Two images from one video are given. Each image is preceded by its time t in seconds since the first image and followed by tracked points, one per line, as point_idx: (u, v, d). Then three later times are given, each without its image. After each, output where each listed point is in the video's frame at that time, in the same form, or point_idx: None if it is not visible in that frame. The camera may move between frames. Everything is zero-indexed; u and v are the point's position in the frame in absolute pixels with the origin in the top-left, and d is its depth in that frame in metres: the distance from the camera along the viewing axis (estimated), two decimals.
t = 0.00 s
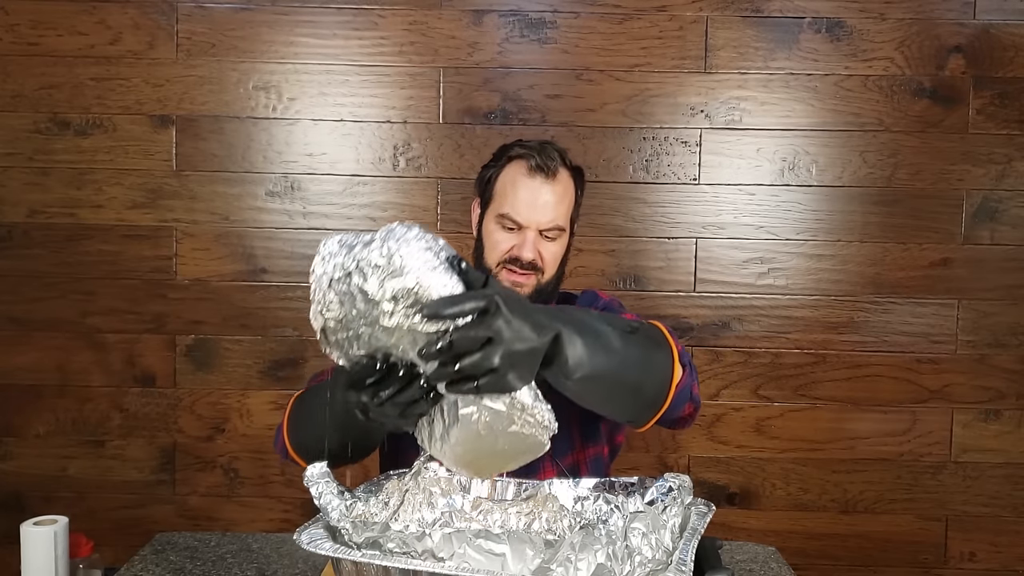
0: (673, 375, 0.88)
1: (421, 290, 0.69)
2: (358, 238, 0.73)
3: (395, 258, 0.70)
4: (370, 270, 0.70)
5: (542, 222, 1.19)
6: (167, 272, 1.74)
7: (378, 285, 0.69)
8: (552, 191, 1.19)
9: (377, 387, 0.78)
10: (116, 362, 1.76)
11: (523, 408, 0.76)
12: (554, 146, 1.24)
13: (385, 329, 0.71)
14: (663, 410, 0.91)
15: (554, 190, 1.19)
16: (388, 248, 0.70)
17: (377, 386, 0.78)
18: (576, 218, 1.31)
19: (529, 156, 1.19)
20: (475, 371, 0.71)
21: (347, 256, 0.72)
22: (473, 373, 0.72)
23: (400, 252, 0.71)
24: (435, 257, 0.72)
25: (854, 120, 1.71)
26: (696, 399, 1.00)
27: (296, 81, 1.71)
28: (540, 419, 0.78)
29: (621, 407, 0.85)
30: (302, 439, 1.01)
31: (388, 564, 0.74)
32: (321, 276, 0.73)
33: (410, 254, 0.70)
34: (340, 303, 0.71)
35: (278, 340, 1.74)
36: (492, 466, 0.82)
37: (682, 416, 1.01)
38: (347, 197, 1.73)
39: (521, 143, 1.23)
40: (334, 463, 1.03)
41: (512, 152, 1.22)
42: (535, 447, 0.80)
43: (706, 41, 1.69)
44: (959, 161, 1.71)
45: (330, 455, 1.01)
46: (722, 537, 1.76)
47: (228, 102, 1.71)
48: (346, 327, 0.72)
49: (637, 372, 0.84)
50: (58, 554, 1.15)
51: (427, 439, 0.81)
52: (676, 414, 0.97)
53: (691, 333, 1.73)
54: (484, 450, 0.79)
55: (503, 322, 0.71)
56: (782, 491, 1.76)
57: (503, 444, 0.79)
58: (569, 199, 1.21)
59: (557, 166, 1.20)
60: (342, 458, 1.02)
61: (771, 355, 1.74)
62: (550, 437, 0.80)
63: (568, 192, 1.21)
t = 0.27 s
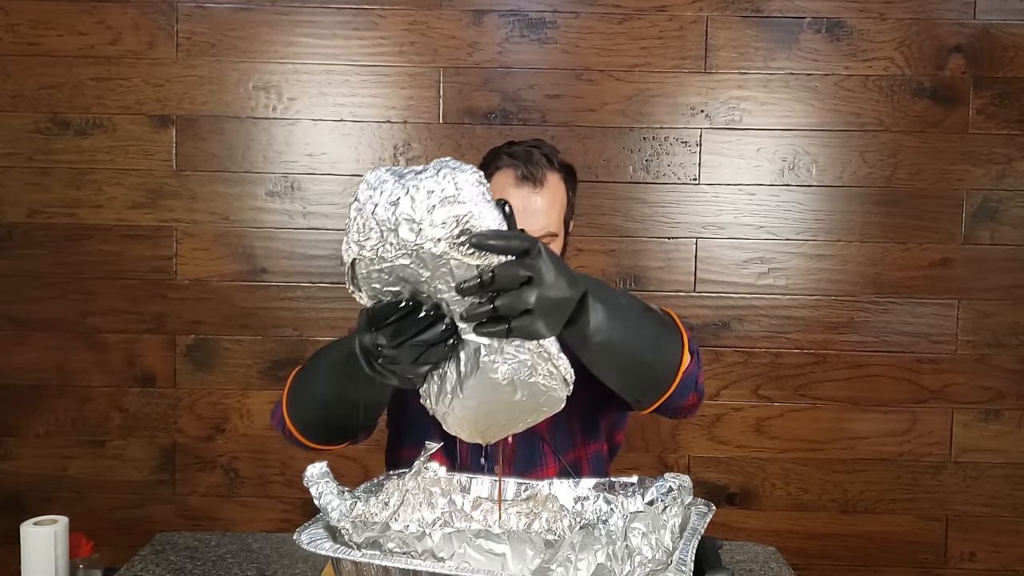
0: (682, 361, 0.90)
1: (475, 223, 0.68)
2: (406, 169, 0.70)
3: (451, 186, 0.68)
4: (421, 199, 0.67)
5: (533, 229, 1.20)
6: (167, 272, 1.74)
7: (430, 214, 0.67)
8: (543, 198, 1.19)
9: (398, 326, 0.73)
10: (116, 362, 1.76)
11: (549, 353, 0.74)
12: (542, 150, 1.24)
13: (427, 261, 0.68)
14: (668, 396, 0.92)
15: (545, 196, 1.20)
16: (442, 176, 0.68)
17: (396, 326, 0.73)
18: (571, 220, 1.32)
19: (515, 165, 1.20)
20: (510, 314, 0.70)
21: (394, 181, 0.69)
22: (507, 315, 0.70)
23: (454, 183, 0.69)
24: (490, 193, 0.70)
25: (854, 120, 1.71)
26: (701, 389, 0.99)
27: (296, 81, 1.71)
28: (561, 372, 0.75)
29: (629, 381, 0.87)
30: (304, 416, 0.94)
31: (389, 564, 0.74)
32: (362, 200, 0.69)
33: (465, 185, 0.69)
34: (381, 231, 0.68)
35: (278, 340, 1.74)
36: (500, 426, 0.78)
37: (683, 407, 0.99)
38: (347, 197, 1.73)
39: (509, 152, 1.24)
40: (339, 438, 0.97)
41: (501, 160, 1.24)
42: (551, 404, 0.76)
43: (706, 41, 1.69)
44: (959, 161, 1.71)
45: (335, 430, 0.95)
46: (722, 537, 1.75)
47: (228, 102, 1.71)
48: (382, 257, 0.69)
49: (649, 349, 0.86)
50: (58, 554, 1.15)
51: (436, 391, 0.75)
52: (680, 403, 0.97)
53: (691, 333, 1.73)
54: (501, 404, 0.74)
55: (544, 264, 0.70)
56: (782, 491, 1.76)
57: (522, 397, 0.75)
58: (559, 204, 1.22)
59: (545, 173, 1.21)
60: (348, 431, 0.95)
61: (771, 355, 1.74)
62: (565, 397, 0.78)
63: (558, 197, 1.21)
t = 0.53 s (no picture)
0: (686, 360, 0.90)
1: (491, 220, 0.69)
2: (423, 165, 0.72)
3: (468, 183, 0.69)
4: (439, 195, 0.69)
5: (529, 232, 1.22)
6: (167, 272, 1.74)
7: (447, 210, 0.68)
8: (539, 199, 1.21)
9: (408, 324, 0.73)
10: (116, 362, 1.76)
11: (562, 352, 0.75)
12: (537, 151, 1.24)
13: (442, 258, 0.69)
14: (671, 396, 0.92)
15: (542, 197, 1.21)
16: (459, 173, 0.69)
17: (407, 323, 0.73)
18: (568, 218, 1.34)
19: (513, 167, 1.19)
20: (525, 312, 0.70)
21: (411, 177, 0.70)
22: (522, 315, 0.71)
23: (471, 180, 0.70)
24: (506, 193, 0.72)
25: (854, 120, 1.71)
26: (703, 388, 1.00)
27: (296, 81, 1.71)
28: (572, 373, 0.76)
29: (632, 380, 0.88)
30: (307, 413, 0.94)
31: (388, 564, 0.74)
32: (377, 196, 0.70)
33: (482, 183, 0.70)
34: (397, 226, 0.69)
35: (278, 340, 1.74)
36: (508, 428, 0.77)
37: (685, 406, 0.99)
38: (347, 197, 1.72)
39: (505, 152, 1.23)
40: (340, 436, 0.97)
41: (497, 161, 1.22)
42: (560, 406, 0.76)
43: (706, 41, 1.69)
44: (959, 161, 1.71)
45: (337, 427, 0.95)
46: (722, 537, 1.75)
47: (228, 102, 1.71)
48: (397, 253, 0.70)
49: (655, 350, 0.86)
50: (58, 554, 1.15)
51: (444, 391, 0.75)
52: (681, 403, 0.97)
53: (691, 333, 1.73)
54: (512, 404, 0.74)
55: (560, 263, 0.71)
56: (782, 492, 1.76)
57: (533, 398, 0.74)
58: (555, 206, 1.23)
59: (541, 174, 1.21)
60: (350, 428, 0.95)
61: (771, 355, 1.74)
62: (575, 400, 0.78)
63: (553, 200, 1.23)
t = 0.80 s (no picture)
0: (681, 368, 0.91)
1: (482, 231, 0.69)
2: (414, 174, 0.72)
3: (459, 192, 0.69)
4: (429, 204, 0.68)
5: (528, 229, 1.20)
6: (166, 272, 1.74)
7: (437, 220, 0.68)
8: (536, 197, 1.20)
9: (398, 334, 0.74)
10: (116, 362, 1.76)
11: (554, 365, 0.75)
12: (534, 149, 1.24)
13: (432, 268, 0.69)
14: (667, 405, 0.93)
15: (539, 195, 1.20)
16: (450, 183, 0.69)
17: (397, 334, 0.74)
18: (565, 221, 1.33)
19: (509, 165, 1.21)
20: (515, 324, 0.71)
21: (402, 186, 0.69)
22: (512, 325, 0.71)
23: (462, 189, 0.70)
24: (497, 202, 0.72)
25: (854, 120, 1.71)
26: (698, 393, 0.99)
27: (296, 81, 1.71)
28: (564, 387, 0.76)
29: (629, 390, 0.88)
30: (305, 418, 0.94)
31: (388, 564, 0.74)
32: (369, 204, 0.70)
33: (473, 193, 0.70)
34: (387, 235, 0.69)
35: (278, 340, 1.74)
36: (500, 441, 0.77)
37: (682, 414, 0.99)
38: (347, 197, 1.72)
39: (501, 152, 1.24)
40: (337, 442, 0.97)
41: (495, 159, 1.23)
42: (552, 419, 0.76)
43: (706, 41, 1.69)
44: (960, 161, 1.71)
45: (335, 433, 0.95)
46: (723, 537, 1.75)
47: (228, 102, 1.71)
48: (388, 262, 0.69)
49: (650, 360, 0.87)
50: (58, 554, 1.15)
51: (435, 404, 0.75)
52: (676, 411, 0.96)
53: (691, 333, 1.73)
54: (503, 417, 0.74)
55: (551, 274, 0.72)
56: (782, 492, 1.76)
57: (524, 411, 0.74)
58: (553, 204, 1.22)
59: (539, 172, 1.21)
60: (348, 435, 0.95)
61: (771, 355, 1.74)
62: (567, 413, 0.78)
63: (551, 197, 1.22)
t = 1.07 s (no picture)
0: (680, 377, 0.91)
1: (477, 230, 0.69)
2: (411, 174, 0.73)
3: (455, 192, 0.70)
4: (425, 204, 0.69)
5: (525, 220, 1.19)
6: (166, 272, 1.74)
7: (433, 219, 0.69)
8: (531, 190, 1.20)
9: (389, 335, 0.72)
10: (115, 362, 1.76)
11: (544, 369, 0.75)
12: (529, 144, 1.25)
13: (427, 267, 0.70)
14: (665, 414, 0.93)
15: (534, 188, 1.20)
16: (446, 183, 0.70)
17: (387, 336, 0.72)
18: (563, 216, 1.33)
19: (503, 158, 1.21)
20: (508, 325, 0.69)
21: (398, 185, 0.71)
22: (505, 328, 0.70)
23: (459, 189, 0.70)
24: (494, 205, 0.72)
25: (854, 120, 1.71)
26: (696, 402, 0.99)
27: (296, 81, 1.71)
28: (556, 392, 0.76)
29: (627, 400, 0.88)
30: (300, 423, 0.94)
31: (388, 564, 0.74)
32: (364, 204, 0.71)
33: (470, 192, 0.70)
34: (382, 234, 0.70)
35: (278, 340, 1.74)
36: (490, 448, 0.77)
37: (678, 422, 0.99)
38: (347, 197, 1.72)
39: (495, 147, 1.25)
40: (332, 448, 0.96)
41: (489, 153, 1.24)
42: (543, 425, 0.77)
43: (706, 41, 1.69)
44: (960, 161, 1.71)
45: (330, 437, 0.94)
46: (723, 537, 1.75)
47: (228, 102, 1.71)
48: (381, 260, 0.70)
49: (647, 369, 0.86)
50: (58, 554, 1.15)
51: (425, 409, 0.75)
52: (675, 420, 0.97)
53: (691, 333, 1.73)
54: (493, 422, 0.74)
55: (546, 277, 0.70)
56: (782, 492, 1.76)
57: (515, 416, 0.74)
58: (549, 196, 1.22)
59: (533, 164, 1.21)
60: (342, 441, 0.95)
61: (771, 355, 1.74)
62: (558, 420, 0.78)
63: (547, 189, 1.22)
